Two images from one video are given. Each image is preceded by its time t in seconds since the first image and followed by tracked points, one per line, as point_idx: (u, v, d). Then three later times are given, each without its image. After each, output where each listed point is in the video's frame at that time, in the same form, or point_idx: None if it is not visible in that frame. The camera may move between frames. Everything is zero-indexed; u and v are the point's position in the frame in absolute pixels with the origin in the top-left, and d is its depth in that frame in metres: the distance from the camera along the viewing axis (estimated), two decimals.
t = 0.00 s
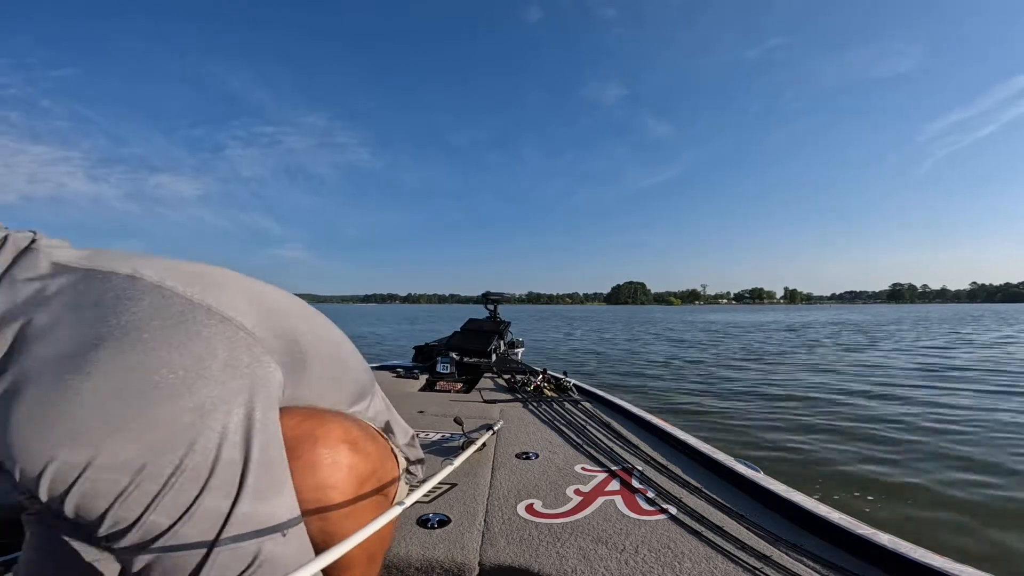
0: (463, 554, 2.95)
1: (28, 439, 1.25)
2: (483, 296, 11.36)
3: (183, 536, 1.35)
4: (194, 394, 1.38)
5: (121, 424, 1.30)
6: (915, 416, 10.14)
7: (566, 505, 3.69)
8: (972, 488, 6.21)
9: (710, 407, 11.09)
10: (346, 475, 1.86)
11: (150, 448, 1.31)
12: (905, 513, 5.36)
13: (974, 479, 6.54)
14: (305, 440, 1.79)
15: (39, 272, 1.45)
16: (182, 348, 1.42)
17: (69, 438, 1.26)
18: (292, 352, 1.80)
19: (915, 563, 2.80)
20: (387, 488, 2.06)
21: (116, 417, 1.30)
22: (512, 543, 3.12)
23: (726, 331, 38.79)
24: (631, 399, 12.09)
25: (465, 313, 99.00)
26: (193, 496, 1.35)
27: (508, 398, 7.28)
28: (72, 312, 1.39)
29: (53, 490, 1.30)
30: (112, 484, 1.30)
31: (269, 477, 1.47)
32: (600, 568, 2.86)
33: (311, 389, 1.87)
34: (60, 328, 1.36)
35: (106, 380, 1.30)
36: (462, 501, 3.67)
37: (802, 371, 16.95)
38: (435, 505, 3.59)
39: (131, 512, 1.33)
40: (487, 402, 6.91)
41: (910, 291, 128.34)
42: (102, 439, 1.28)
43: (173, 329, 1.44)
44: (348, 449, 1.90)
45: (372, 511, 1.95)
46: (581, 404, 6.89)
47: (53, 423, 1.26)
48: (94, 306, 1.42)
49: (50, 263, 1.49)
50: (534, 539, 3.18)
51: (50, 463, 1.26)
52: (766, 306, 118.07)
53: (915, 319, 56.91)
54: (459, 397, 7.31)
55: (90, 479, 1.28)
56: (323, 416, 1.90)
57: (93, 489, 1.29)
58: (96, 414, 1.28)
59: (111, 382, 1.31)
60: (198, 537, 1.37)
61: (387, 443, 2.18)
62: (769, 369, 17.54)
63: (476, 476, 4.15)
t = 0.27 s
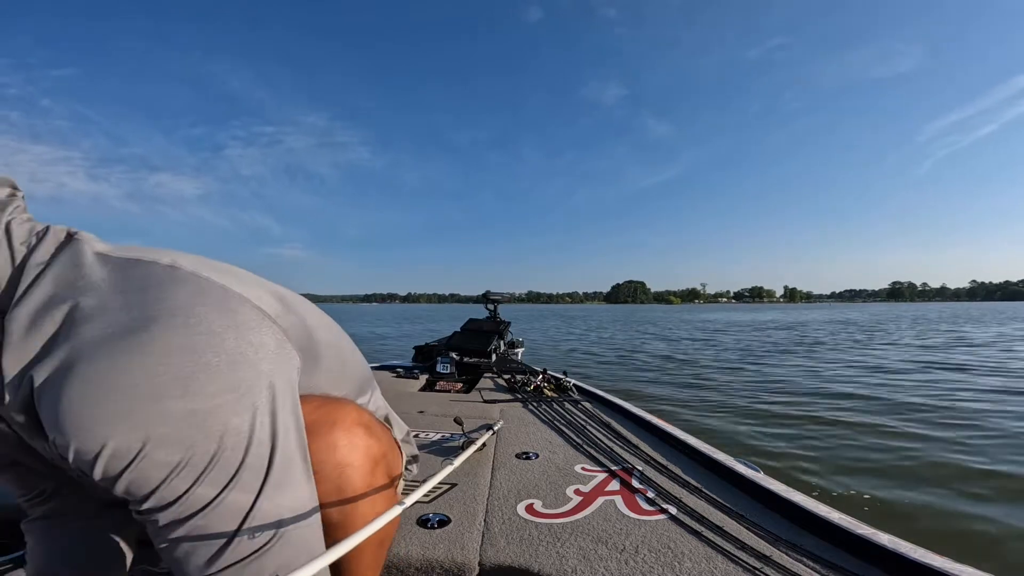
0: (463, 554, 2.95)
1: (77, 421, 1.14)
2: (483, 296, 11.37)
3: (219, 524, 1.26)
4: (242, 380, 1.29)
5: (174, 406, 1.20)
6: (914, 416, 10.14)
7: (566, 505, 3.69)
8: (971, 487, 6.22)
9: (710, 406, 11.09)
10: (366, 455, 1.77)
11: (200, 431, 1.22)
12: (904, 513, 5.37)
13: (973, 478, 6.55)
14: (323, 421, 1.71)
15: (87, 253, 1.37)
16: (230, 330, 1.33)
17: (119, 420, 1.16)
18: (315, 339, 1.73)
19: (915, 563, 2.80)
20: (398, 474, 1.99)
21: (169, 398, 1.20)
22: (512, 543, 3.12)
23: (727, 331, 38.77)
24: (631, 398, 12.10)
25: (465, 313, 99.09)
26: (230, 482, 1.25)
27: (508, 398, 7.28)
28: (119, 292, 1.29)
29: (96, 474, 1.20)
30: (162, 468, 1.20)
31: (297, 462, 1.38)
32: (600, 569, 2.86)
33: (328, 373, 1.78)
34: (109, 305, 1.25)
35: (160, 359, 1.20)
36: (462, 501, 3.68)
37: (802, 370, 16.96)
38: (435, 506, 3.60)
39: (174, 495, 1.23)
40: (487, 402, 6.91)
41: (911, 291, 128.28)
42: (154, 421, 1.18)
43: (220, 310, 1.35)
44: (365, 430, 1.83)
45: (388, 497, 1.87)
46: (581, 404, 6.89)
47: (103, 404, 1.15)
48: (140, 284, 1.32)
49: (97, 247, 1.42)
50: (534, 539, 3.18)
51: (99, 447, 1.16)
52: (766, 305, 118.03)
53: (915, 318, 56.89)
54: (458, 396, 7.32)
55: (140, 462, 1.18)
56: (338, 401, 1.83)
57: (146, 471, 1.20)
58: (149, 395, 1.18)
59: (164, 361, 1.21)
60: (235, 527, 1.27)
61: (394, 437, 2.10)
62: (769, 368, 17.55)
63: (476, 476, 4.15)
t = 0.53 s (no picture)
0: (463, 554, 2.96)
1: (112, 427, 1.15)
2: (482, 296, 11.36)
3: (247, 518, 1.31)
4: (269, 380, 1.33)
5: (208, 412, 1.22)
6: (915, 413, 10.14)
7: (566, 505, 3.70)
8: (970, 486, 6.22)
9: (710, 405, 11.09)
10: (381, 443, 1.73)
11: (235, 434, 1.25)
12: (903, 512, 5.37)
13: (974, 476, 6.55)
14: (338, 408, 1.65)
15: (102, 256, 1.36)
16: (250, 333, 1.33)
17: (158, 425, 1.18)
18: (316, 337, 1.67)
19: (915, 563, 2.80)
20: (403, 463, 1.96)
21: (202, 403, 1.22)
22: (512, 542, 3.13)
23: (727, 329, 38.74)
24: (631, 397, 12.10)
25: (465, 313, 99.09)
26: (262, 475, 1.30)
27: (508, 398, 7.28)
28: (142, 296, 1.29)
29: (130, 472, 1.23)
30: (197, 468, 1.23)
31: (313, 453, 1.42)
32: (600, 568, 2.86)
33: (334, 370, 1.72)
34: (136, 311, 1.25)
35: (193, 366, 1.21)
36: (462, 501, 3.68)
37: (802, 368, 16.97)
38: (435, 505, 3.60)
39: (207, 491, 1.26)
40: (487, 402, 6.91)
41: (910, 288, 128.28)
42: (191, 426, 1.21)
43: (243, 313, 1.36)
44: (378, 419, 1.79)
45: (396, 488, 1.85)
46: (581, 404, 6.89)
47: (140, 411, 1.16)
48: (162, 288, 1.31)
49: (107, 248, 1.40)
50: (535, 539, 3.18)
51: (135, 450, 1.18)
52: (766, 303, 118.03)
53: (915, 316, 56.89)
54: (459, 397, 7.32)
55: (180, 460, 1.21)
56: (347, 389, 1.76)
57: (182, 465, 1.22)
58: (185, 401, 1.20)
59: (197, 368, 1.22)
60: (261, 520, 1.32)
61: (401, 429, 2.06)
62: (769, 367, 17.55)
63: (476, 477, 4.15)
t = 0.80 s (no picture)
0: (463, 554, 2.96)
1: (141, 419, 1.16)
2: (482, 296, 11.36)
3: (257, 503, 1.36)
4: (286, 372, 1.37)
5: (233, 405, 1.25)
6: (914, 413, 10.14)
7: (566, 505, 3.70)
8: (970, 485, 6.22)
9: (709, 404, 11.09)
10: (392, 436, 1.75)
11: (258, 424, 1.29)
12: (903, 512, 5.37)
13: (973, 475, 6.55)
14: (351, 400, 1.66)
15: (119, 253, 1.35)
16: (265, 328, 1.36)
17: (187, 418, 1.20)
18: (316, 334, 1.65)
19: (915, 563, 2.80)
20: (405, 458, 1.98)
21: (228, 394, 1.24)
22: (512, 543, 3.13)
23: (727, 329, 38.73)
24: (631, 397, 12.10)
25: (465, 313, 99.08)
26: (276, 462, 1.35)
27: (508, 398, 7.28)
28: (162, 291, 1.31)
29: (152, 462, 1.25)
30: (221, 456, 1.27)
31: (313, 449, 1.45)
32: (600, 569, 2.87)
33: (338, 366, 1.70)
34: (159, 306, 1.26)
35: (219, 360, 1.23)
36: (462, 501, 3.68)
37: (802, 368, 16.96)
38: (435, 505, 3.60)
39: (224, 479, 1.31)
40: (487, 403, 6.91)
41: (910, 287, 128.26)
42: (218, 417, 1.23)
43: (259, 308, 1.39)
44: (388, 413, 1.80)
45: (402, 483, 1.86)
46: (581, 404, 6.90)
47: (170, 403, 1.18)
48: (181, 284, 1.33)
49: (121, 243, 1.40)
50: (535, 539, 3.18)
51: (162, 443, 1.20)
52: (766, 303, 118.00)
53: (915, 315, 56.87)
54: (459, 397, 7.32)
55: (202, 449, 1.24)
56: (356, 383, 1.76)
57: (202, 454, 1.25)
58: (212, 393, 1.22)
59: (222, 362, 1.24)
60: (271, 503, 1.38)
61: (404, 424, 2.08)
62: (769, 366, 17.54)
63: (476, 476, 4.15)
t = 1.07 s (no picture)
0: (463, 554, 2.96)
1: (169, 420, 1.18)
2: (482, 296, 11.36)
3: (264, 497, 1.36)
4: (301, 373, 1.38)
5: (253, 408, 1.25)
6: (915, 413, 10.15)
7: (566, 505, 3.70)
8: (970, 485, 6.22)
9: (709, 405, 11.09)
10: (394, 428, 1.74)
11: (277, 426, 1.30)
12: (903, 512, 5.37)
13: (973, 476, 6.55)
14: (355, 396, 1.64)
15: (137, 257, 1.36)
16: (280, 330, 1.37)
17: (210, 421, 1.20)
18: (316, 334, 1.65)
19: (915, 563, 2.80)
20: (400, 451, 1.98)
21: (249, 394, 1.25)
22: (512, 543, 3.13)
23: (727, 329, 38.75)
24: (631, 397, 12.10)
25: (465, 313, 99.12)
26: (287, 459, 1.35)
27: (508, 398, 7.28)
28: (184, 296, 1.31)
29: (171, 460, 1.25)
30: (239, 456, 1.27)
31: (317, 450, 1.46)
32: (600, 569, 2.86)
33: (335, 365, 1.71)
34: (182, 310, 1.27)
35: (240, 363, 1.23)
36: (462, 501, 3.68)
37: (802, 368, 16.97)
38: (435, 505, 3.60)
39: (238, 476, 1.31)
40: (487, 403, 6.91)
41: (911, 287, 128.17)
42: (239, 418, 1.24)
43: (273, 311, 1.40)
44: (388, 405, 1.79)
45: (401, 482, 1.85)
46: (580, 404, 6.90)
47: (194, 404, 1.18)
48: (199, 288, 1.34)
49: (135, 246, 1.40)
50: (535, 539, 3.18)
51: (188, 442, 1.21)
52: (766, 303, 117.94)
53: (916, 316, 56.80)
54: (459, 397, 7.33)
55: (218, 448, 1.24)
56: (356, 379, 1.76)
57: (220, 453, 1.26)
58: (233, 396, 1.22)
59: (242, 365, 1.24)
60: (278, 496, 1.39)
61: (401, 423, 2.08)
62: (769, 366, 17.55)
63: (476, 476, 4.15)
